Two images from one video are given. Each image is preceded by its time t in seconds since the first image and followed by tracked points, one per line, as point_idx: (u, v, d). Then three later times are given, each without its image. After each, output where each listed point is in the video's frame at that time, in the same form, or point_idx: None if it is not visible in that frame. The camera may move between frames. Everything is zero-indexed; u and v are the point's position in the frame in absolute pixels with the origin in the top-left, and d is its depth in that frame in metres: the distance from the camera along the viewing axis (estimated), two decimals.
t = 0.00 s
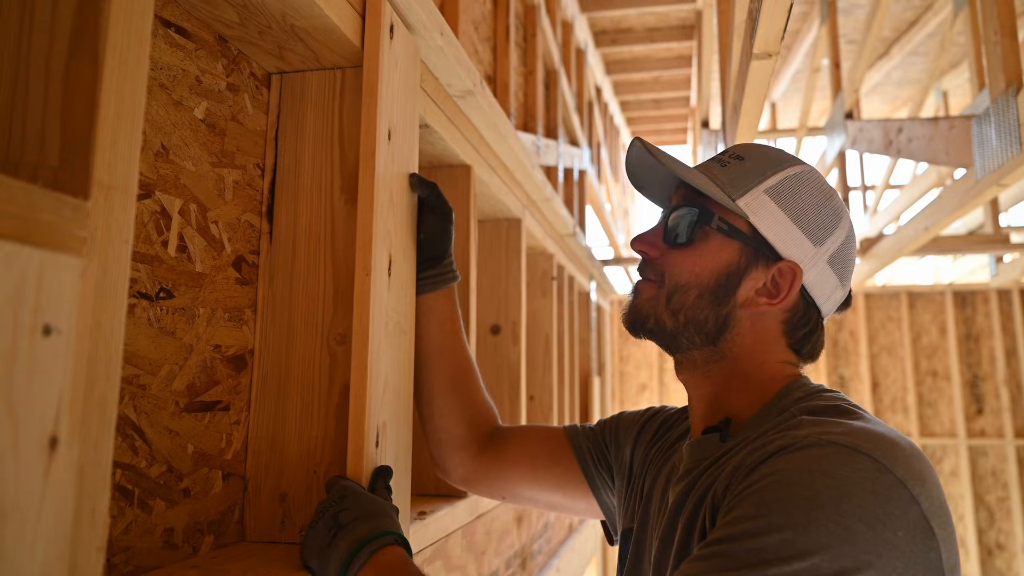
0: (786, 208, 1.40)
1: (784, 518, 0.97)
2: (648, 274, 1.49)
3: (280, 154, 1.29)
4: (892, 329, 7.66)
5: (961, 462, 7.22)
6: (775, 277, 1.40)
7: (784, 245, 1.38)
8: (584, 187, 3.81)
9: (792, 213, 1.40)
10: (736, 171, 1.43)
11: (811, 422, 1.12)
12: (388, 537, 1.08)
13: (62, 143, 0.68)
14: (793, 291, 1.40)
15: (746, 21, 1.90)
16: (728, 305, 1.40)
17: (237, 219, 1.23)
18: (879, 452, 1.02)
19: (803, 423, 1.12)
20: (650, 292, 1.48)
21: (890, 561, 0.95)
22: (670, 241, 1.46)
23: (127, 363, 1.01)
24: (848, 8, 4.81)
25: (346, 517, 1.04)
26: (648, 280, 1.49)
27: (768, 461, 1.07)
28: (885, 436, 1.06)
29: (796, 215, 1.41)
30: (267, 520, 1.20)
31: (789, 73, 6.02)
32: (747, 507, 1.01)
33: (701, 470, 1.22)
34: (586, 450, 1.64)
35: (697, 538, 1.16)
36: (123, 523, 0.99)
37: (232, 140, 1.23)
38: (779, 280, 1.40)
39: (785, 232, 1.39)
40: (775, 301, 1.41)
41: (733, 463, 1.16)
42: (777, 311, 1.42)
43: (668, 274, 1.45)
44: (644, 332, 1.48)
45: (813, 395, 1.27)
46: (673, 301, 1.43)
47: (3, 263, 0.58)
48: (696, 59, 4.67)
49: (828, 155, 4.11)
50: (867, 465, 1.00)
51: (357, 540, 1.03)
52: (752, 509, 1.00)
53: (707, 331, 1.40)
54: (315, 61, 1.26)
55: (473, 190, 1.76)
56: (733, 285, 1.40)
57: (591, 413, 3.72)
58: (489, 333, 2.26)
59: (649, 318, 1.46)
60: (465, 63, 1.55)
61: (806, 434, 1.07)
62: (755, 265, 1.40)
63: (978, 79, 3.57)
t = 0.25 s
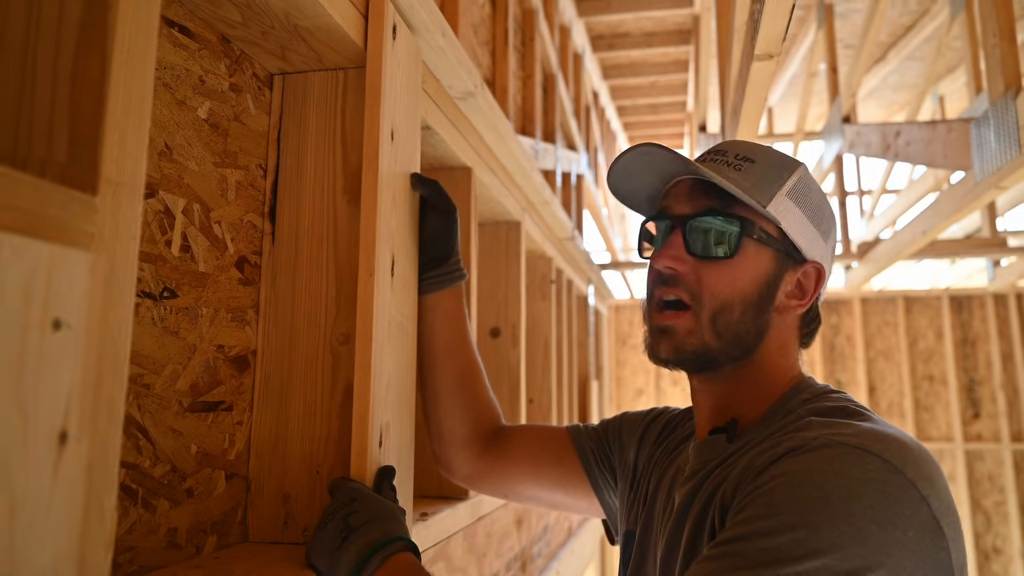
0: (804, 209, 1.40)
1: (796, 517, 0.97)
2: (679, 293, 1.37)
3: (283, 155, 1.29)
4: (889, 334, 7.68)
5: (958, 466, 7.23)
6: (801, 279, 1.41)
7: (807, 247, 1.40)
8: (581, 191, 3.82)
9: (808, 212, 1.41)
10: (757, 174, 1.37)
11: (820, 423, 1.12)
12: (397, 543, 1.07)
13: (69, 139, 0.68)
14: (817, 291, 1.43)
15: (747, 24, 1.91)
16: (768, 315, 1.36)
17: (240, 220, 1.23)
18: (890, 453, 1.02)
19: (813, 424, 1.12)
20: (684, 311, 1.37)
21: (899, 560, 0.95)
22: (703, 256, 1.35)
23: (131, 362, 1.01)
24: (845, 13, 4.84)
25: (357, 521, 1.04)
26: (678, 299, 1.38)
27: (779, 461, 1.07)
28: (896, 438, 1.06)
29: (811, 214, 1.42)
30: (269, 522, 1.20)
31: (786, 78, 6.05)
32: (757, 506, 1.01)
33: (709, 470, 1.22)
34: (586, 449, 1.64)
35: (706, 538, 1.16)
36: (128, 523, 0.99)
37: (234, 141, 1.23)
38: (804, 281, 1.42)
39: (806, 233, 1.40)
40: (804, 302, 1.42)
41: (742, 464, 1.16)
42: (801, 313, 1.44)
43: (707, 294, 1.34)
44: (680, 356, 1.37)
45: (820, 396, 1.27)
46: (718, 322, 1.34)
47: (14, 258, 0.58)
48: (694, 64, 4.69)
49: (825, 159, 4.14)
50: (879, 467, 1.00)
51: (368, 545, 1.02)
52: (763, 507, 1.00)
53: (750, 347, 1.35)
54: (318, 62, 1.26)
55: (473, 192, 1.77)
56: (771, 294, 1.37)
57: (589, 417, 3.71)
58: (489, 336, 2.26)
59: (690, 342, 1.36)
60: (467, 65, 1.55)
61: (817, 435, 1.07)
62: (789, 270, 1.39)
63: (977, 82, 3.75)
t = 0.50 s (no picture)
0: (786, 210, 1.41)
1: (790, 513, 0.97)
2: (694, 312, 1.33)
3: (275, 162, 1.28)
4: (878, 341, 7.73)
5: (948, 473, 7.25)
6: (785, 280, 1.44)
7: (790, 248, 1.42)
8: (574, 201, 3.83)
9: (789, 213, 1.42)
10: (746, 185, 1.33)
11: (814, 423, 1.12)
12: (396, 553, 1.07)
13: (61, 145, 0.67)
14: (799, 291, 1.46)
15: (737, 32, 1.92)
16: (772, 320, 1.37)
17: (232, 227, 1.22)
18: (881, 449, 1.01)
19: (806, 424, 1.12)
20: (703, 330, 1.33)
21: (895, 556, 0.94)
22: (713, 271, 1.33)
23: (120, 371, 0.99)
24: (831, 24, 4.90)
25: (351, 530, 1.02)
26: (693, 318, 1.34)
27: (776, 460, 1.06)
28: (887, 436, 1.05)
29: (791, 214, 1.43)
30: (261, 534, 1.18)
31: (774, 88, 6.11)
32: (753, 505, 1.01)
33: (704, 474, 1.22)
34: (579, 456, 1.64)
35: (703, 541, 1.15)
36: (116, 535, 0.97)
37: (226, 147, 1.22)
38: (788, 282, 1.44)
39: (789, 234, 1.42)
40: (788, 301, 1.46)
41: (737, 466, 1.15)
42: (785, 313, 1.46)
43: (723, 309, 1.32)
44: (700, 375, 1.34)
45: (809, 399, 1.27)
46: (736, 336, 1.32)
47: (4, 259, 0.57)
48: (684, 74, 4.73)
49: (815, 168, 4.17)
50: (872, 463, 0.99)
51: (364, 553, 1.01)
52: (760, 506, 1.00)
53: (763, 360, 1.34)
54: (311, 68, 1.26)
55: (467, 200, 1.76)
56: (772, 298, 1.38)
57: (583, 427, 3.70)
58: (483, 345, 2.25)
59: (711, 359, 1.33)
60: (460, 73, 1.55)
61: (811, 434, 1.07)
62: (781, 273, 1.41)
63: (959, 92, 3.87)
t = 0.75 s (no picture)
0: (780, 221, 1.42)
1: (791, 522, 0.97)
2: (684, 324, 1.34)
3: (274, 171, 1.29)
4: (871, 356, 7.77)
5: (942, 489, 7.25)
6: (780, 289, 1.45)
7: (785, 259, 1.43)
8: (568, 215, 3.85)
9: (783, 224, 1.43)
10: (740, 196, 1.35)
11: (811, 431, 1.12)
12: (395, 563, 1.05)
13: (66, 147, 0.67)
14: (793, 300, 1.47)
15: (734, 46, 1.95)
16: (766, 331, 1.37)
17: (231, 235, 1.22)
18: (879, 458, 1.02)
19: (802, 432, 1.12)
20: (693, 342, 1.34)
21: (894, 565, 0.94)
22: (704, 283, 1.33)
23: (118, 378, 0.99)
24: (824, 41, 4.97)
25: (349, 540, 1.01)
26: (684, 330, 1.35)
27: (773, 469, 1.07)
28: (884, 444, 1.06)
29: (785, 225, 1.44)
30: (258, 544, 1.16)
31: (768, 105, 6.18)
32: (752, 514, 1.01)
33: (701, 483, 1.22)
34: (574, 466, 1.63)
35: (702, 550, 1.15)
36: (113, 544, 0.96)
37: (226, 156, 1.22)
38: (782, 291, 1.45)
39: (783, 245, 1.42)
40: (782, 310, 1.47)
41: (734, 475, 1.15)
42: (780, 322, 1.47)
43: (714, 321, 1.32)
44: (690, 386, 1.35)
45: (805, 408, 1.27)
46: (727, 349, 1.32)
47: (10, 260, 0.57)
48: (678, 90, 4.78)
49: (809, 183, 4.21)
50: (870, 471, 1.00)
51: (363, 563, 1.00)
52: (760, 515, 1.00)
53: (753, 371, 1.35)
54: (311, 78, 1.26)
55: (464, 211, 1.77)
56: (766, 310, 1.38)
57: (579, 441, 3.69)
58: (479, 357, 2.25)
59: (701, 371, 1.33)
60: (459, 85, 1.57)
61: (808, 442, 1.07)
62: (774, 284, 1.41)
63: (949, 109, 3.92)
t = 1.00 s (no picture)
0: (767, 233, 1.44)
1: (785, 533, 0.97)
2: (673, 341, 1.35)
3: (266, 183, 1.29)
4: (860, 370, 7.83)
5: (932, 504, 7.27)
6: (769, 301, 1.47)
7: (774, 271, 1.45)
8: (558, 231, 3.88)
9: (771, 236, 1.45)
10: (727, 210, 1.37)
11: (805, 442, 1.13)
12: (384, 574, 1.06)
13: (60, 156, 0.68)
14: (783, 310, 1.49)
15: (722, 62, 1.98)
16: (754, 344, 1.39)
17: (222, 247, 1.22)
18: (873, 469, 1.03)
19: (797, 443, 1.13)
20: (681, 359, 1.35)
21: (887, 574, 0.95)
22: (692, 299, 1.35)
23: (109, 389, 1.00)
24: (810, 59, 5.05)
25: (339, 551, 1.01)
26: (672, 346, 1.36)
27: (767, 481, 1.08)
28: (878, 455, 1.07)
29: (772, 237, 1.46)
30: (247, 557, 1.16)
31: (755, 121, 6.26)
32: (747, 526, 1.02)
33: (695, 495, 1.22)
34: (568, 477, 1.63)
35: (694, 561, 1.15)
36: (102, 556, 0.96)
37: (218, 168, 1.24)
38: (771, 303, 1.47)
39: (772, 257, 1.45)
40: (772, 321, 1.48)
41: (728, 487, 1.16)
42: (770, 333, 1.49)
43: (702, 338, 1.34)
44: (680, 401, 1.36)
45: (797, 419, 1.28)
46: (715, 364, 1.34)
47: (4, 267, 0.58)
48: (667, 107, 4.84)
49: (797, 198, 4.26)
50: (863, 481, 1.00)
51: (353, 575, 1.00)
52: (754, 526, 1.01)
53: (743, 384, 1.36)
54: (304, 91, 1.28)
55: (454, 226, 1.79)
56: (754, 323, 1.40)
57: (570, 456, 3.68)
58: (469, 371, 2.26)
59: (690, 386, 1.35)
60: (449, 99, 1.58)
61: (802, 454, 1.08)
62: (763, 296, 1.43)
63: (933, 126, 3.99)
